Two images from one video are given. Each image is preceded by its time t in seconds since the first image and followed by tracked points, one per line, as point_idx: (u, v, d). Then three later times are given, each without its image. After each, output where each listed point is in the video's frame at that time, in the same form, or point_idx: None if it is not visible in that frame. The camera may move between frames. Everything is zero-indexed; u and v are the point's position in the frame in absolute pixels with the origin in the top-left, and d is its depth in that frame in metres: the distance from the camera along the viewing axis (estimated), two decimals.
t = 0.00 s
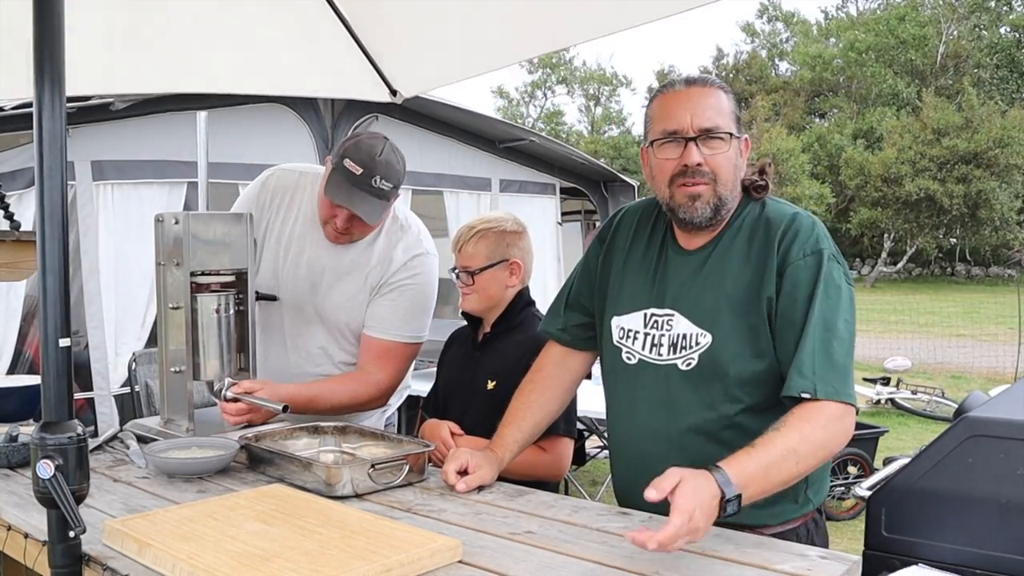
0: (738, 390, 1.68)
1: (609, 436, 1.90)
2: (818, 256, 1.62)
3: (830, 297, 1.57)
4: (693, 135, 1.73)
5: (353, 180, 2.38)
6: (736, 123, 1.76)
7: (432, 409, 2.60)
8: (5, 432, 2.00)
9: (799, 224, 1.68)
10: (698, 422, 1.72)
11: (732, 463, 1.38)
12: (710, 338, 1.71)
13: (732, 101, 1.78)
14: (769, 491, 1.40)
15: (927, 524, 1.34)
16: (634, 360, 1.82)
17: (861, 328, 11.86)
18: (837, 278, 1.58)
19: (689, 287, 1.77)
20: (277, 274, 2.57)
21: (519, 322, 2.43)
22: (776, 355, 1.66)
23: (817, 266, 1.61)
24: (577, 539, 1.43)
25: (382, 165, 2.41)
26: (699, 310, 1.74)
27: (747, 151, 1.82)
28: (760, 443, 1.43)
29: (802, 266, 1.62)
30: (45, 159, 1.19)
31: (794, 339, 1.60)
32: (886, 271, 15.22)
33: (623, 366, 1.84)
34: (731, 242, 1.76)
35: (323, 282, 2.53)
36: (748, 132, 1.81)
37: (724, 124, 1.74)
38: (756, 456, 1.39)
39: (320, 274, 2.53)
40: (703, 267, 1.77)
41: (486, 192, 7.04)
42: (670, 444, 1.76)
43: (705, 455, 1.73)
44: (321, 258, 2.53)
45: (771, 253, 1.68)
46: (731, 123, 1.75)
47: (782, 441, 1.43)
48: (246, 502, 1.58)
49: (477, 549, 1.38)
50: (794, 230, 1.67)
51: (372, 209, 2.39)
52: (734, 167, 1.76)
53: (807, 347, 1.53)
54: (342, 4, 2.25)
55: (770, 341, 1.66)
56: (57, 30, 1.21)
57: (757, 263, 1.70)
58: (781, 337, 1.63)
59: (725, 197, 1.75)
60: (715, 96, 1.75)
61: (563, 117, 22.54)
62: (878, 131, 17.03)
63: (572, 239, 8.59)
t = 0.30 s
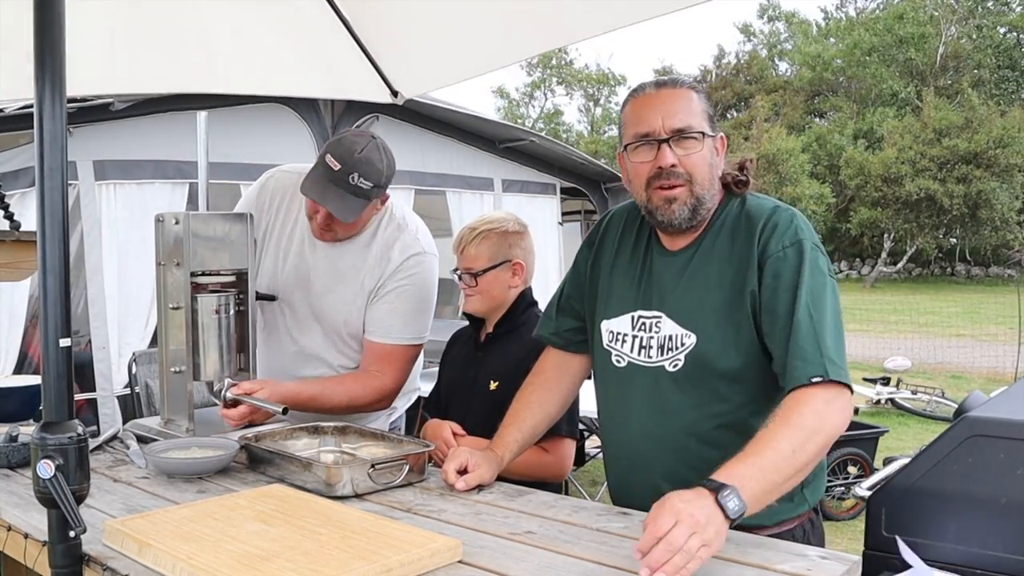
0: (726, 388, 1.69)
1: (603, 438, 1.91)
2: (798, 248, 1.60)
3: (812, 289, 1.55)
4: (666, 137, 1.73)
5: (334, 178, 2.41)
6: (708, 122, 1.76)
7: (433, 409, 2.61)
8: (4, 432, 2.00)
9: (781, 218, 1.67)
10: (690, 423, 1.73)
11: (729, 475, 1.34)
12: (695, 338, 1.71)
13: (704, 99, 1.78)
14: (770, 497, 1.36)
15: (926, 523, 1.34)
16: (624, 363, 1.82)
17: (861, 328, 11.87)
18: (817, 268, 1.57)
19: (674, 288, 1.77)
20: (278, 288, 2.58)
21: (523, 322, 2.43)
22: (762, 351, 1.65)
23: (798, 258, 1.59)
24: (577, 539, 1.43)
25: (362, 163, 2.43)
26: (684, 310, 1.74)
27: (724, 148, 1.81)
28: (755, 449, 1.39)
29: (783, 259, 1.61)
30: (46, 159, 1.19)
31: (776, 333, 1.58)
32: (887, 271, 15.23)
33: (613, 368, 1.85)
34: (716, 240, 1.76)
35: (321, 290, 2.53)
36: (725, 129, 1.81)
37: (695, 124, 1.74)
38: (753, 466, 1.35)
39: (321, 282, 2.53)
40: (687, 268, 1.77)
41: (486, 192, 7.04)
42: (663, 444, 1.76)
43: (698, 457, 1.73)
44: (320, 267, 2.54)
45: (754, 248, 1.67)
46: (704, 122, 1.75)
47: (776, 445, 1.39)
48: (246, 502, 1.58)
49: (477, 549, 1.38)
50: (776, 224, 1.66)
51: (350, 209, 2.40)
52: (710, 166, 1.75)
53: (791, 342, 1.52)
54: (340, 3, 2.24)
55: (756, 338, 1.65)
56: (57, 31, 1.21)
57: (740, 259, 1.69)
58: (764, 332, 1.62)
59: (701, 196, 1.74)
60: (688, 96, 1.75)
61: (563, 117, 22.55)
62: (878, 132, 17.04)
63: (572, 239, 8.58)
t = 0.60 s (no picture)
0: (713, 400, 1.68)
1: (596, 444, 1.91)
2: (776, 258, 1.57)
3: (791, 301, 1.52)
4: (638, 145, 1.71)
5: (327, 153, 2.43)
6: (681, 126, 1.73)
7: (433, 411, 2.61)
8: (4, 432, 2.00)
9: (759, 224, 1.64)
10: (680, 431, 1.72)
11: (714, 509, 1.36)
12: (679, 351, 1.70)
13: (675, 102, 1.75)
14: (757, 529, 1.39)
15: (926, 523, 1.34)
16: (613, 373, 1.82)
17: (861, 329, 11.87)
18: (799, 277, 1.53)
19: (659, 299, 1.76)
20: (277, 283, 2.57)
21: (524, 322, 2.44)
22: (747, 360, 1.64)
23: (775, 268, 1.56)
24: (577, 539, 1.43)
25: (357, 141, 2.44)
26: (669, 322, 1.73)
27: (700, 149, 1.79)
28: (738, 483, 1.42)
29: (761, 271, 1.58)
30: (46, 159, 1.19)
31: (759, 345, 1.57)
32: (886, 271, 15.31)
33: (603, 379, 1.84)
34: (699, 247, 1.74)
35: (323, 280, 2.53)
36: (700, 132, 1.79)
37: (666, 129, 1.72)
38: (738, 500, 1.38)
39: (321, 274, 2.53)
40: (672, 277, 1.76)
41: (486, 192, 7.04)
42: (655, 453, 1.76)
43: (690, 467, 1.74)
44: (319, 258, 2.54)
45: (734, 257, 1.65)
46: (676, 126, 1.72)
47: (757, 476, 1.42)
48: (246, 502, 1.58)
49: (477, 549, 1.38)
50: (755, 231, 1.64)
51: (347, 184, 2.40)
52: (684, 171, 1.74)
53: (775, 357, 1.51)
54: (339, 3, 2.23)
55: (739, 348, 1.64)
56: (56, 31, 1.21)
57: (722, 269, 1.67)
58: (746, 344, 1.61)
59: (677, 202, 1.73)
60: (658, 101, 1.73)
61: (563, 117, 22.57)
62: (879, 132, 17.04)
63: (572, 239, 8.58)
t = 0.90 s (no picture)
0: (688, 391, 1.68)
1: (574, 447, 1.89)
2: (744, 240, 1.60)
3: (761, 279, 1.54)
4: (600, 147, 1.71)
5: (310, 134, 2.51)
6: (641, 125, 1.73)
7: (432, 412, 2.61)
8: (4, 432, 2.00)
9: (727, 210, 1.66)
10: (660, 427, 1.71)
11: (707, 507, 1.36)
12: (652, 344, 1.70)
13: (634, 103, 1.75)
14: (754, 520, 1.39)
15: (926, 523, 1.34)
16: (588, 375, 1.80)
17: (861, 329, 11.86)
18: (766, 259, 1.56)
19: (631, 296, 1.76)
20: (277, 282, 2.63)
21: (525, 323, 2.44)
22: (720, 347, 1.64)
23: (745, 250, 1.59)
24: (576, 538, 1.43)
25: (339, 120, 2.56)
26: (641, 317, 1.72)
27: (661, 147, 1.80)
28: (726, 477, 1.42)
29: (731, 253, 1.60)
30: (44, 160, 1.19)
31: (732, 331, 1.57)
32: (887, 272, 15.74)
33: (578, 381, 1.82)
34: (669, 239, 1.75)
35: (320, 270, 2.60)
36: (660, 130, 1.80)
37: (627, 129, 1.71)
38: (727, 495, 1.38)
39: (322, 269, 2.61)
40: (641, 272, 1.76)
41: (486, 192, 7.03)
42: (636, 450, 1.74)
43: (671, 462, 1.72)
44: (319, 250, 2.60)
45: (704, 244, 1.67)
46: (636, 126, 1.72)
47: (743, 467, 1.42)
48: (247, 502, 1.58)
49: (477, 549, 1.38)
50: (722, 217, 1.66)
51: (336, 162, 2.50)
52: (647, 169, 1.74)
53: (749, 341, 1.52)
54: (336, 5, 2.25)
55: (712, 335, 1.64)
56: (53, 31, 1.21)
57: (693, 259, 1.68)
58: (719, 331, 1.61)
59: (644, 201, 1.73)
60: (617, 102, 1.73)
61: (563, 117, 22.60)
62: (879, 132, 17.03)
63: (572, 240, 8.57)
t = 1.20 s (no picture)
0: (669, 378, 1.66)
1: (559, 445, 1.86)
2: (722, 227, 1.61)
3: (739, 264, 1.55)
4: (576, 145, 1.72)
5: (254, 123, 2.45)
6: (620, 124, 1.73)
7: (432, 413, 2.61)
8: (4, 432, 2.00)
9: (705, 201, 1.67)
10: (644, 418, 1.69)
11: (696, 505, 1.36)
12: (635, 332, 1.69)
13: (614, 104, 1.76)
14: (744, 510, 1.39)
15: (927, 523, 1.34)
16: (572, 369, 1.78)
17: (861, 329, 11.88)
18: (741, 244, 1.57)
19: (614, 287, 1.75)
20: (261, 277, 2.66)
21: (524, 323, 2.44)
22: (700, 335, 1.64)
23: (723, 236, 1.59)
24: (576, 538, 1.43)
25: (279, 102, 2.48)
26: (624, 308, 1.71)
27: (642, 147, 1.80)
28: (709, 473, 1.41)
29: (708, 239, 1.61)
30: (46, 160, 1.19)
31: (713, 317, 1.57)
32: (885, 271, 15.62)
33: (562, 376, 1.81)
34: (651, 231, 1.74)
35: (297, 254, 2.62)
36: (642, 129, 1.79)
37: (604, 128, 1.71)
38: (716, 491, 1.37)
39: (297, 252, 2.62)
40: (623, 264, 1.75)
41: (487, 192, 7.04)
42: (620, 443, 1.72)
43: (655, 452, 1.69)
44: (292, 234, 2.62)
45: (684, 234, 1.67)
46: (615, 126, 1.72)
47: (723, 458, 1.41)
48: (247, 502, 1.58)
49: (477, 549, 1.38)
50: (701, 207, 1.67)
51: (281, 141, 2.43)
52: (624, 167, 1.74)
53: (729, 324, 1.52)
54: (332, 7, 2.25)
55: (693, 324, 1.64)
56: (55, 32, 1.21)
57: (674, 248, 1.68)
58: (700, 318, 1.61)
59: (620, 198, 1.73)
60: (597, 100, 1.73)
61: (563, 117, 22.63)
62: (879, 132, 17.04)
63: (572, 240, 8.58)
